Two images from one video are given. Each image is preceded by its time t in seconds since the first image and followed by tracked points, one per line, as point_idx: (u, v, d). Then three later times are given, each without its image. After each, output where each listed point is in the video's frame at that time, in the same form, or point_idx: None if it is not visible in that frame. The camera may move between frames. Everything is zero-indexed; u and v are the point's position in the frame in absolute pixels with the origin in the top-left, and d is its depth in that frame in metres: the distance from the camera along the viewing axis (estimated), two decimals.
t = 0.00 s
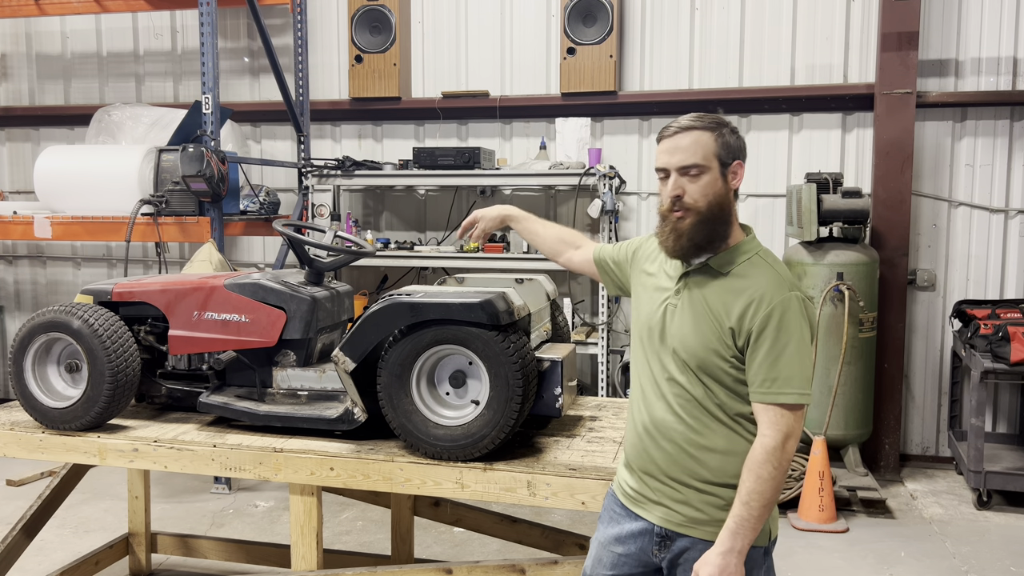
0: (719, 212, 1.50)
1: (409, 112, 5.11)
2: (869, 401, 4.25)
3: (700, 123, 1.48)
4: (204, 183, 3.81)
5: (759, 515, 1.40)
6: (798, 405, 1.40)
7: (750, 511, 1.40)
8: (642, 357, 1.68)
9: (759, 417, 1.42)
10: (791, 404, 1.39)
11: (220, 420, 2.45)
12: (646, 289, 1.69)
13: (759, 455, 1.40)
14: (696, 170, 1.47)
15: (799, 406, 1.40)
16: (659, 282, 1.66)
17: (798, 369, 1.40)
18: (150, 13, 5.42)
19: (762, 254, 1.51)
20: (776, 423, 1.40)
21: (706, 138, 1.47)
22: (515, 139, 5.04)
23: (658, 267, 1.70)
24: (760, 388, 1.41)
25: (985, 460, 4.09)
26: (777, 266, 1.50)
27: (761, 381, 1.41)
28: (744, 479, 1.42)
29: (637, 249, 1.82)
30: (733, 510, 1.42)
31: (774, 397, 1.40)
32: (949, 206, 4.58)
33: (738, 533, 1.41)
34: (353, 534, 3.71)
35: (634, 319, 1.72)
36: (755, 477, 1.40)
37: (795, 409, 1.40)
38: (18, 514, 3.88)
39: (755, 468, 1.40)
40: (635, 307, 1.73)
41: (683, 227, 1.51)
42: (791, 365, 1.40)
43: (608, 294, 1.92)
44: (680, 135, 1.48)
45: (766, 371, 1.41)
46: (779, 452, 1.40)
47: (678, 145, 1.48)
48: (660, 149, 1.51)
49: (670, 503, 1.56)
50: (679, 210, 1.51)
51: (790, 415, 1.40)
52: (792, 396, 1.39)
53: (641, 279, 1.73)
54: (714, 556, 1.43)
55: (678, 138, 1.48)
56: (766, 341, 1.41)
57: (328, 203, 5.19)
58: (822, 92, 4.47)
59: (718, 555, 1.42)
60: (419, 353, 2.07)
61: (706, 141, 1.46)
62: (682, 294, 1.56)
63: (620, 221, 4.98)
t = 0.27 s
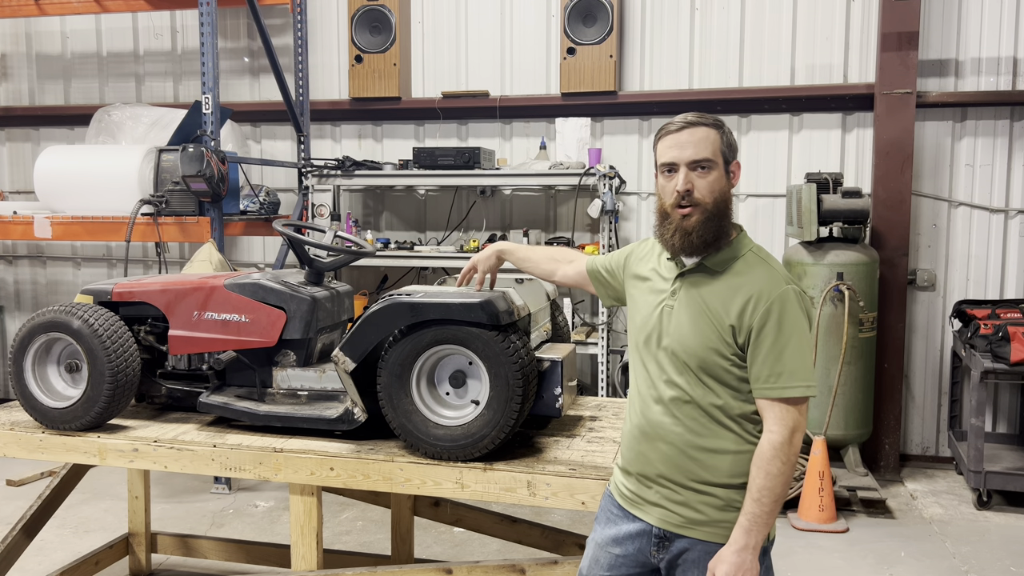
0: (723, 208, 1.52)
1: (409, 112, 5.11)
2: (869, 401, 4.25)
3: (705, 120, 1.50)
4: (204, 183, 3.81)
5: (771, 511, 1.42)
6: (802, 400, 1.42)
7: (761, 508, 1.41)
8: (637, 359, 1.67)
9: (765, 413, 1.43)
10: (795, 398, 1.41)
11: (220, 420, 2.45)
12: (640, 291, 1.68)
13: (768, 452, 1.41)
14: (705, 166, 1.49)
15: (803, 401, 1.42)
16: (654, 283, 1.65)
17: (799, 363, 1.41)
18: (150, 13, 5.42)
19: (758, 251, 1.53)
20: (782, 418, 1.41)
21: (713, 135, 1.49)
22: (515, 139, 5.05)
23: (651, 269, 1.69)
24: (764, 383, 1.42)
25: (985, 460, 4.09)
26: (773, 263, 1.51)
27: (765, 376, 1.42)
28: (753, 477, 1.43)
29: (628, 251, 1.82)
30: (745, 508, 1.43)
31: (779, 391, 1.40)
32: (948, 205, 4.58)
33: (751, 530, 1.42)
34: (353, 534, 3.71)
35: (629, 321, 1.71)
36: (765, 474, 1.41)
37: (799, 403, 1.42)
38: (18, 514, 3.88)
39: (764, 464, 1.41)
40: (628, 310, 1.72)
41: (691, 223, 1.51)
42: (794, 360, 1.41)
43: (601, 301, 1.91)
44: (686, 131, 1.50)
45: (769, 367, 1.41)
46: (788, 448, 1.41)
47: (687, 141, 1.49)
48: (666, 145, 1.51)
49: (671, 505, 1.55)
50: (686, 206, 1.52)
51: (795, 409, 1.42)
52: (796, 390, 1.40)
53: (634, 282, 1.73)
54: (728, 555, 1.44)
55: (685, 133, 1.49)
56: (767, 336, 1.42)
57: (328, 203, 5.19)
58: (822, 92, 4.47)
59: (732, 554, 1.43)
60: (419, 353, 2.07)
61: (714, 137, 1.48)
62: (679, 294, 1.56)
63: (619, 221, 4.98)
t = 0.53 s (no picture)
0: (716, 207, 1.52)
1: (409, 112, 5.11)
2: (869, 401, 4.25)
3: (695, 121, 1.51)
4: (204, 183, 3.81)
5: (771, 509, 1.41)
6: (799, 397, 1.41)
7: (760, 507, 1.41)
8: (638, 361, 1.68)
9: (762, 411, 1.42)
10: (791, 394, 1.40)
11: (220, 420, 2.45)
12: (638, 293, 1.69)
13: (764, 450, 1.40)
14: (697, 165, 1.49)
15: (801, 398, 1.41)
16: (651, 286, 1.66)
17: (795, 360, 1.40)
18: (150, 13, 5.42)
19: (751, 249, 1.52)
20: (779, 416, 1.40)
21: (704, 134, 1.49)
22: (515, 139, 5.05)
23: (648, 271, 1.70)
24: (759, 381, 1.41)
25: (985, 460, 4.09)
26: (766, 260, 1.51)
27: (759, 374, 1.41)
28: (751, 475, 1.42)
29: (626, 254, 1.82)
30: (744, 507, 1.43)
31: (774, 389, 1.40)
32: (949, 205, 4.58)
33: (751, 529, 1.41)
34: (353, 534, 3.71)
35: (629, 324, 1.72)
36: (762, 471, 1.40)
37: (795, 400, 1.41)
38: (18, 514, 3.88)
39: (762, 462, 1.41)
40: (627, 312, 1.72)
41: (685, 221, 1.51)
42: (789, 357, 1.40)
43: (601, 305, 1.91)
44: (677, 131, 1.50)
45: (764, 365, 1.41)
46: (786, 446, 1.40)
47: (679, 140, 1.49)
48: (658, 145, 1.51)
49: (675, 505, 1.55)
50: (679, 205, 1.52)
51: (791, 406, 1.41)
52: (791, 387, 1.39)
53: (632, 284, 1.73)
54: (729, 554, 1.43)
55: (677, 133, 1.49)
56: (761, 334, 1.42)
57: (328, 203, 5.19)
58: (822, 92, 4.47)
59: (732, 553, 1.43)
60: (418, 353, 2.07)
61: (706, 137, 1.49)
62: (675, 295, 1.56)
63: (619, 221, 4.98)
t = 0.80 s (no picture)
0: (712, 209, 1.52)
1: (409, 112, 5.11)
2: (869, 401, 4.25)
3: (695, 122, 1.51)
4: (204, 183, 3.81)
5: (766, 510, 1.41)
6: (793, 397, 1.40)
7: (755, 507, 1.41)
8: (638, 363, 1.68)
9: (756, 411, 1.42)
10: (785, 394, 1.40)
11: (220, 420, 2.45)
12: (635, 295, 1.69)
13: (758, 449, 1.41)
14: (695, 166, 1.49)
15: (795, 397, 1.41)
16: (648, 287, 1.66)
17: (789, 359, 1.40)
18: (150, 13, 5.42)
19: (745, 249, 1.52)
20: (772, 416, 1.40)
21: (703, 136, 1.49)
22: (515, 139, 5.05)
23: (645, 272, 1.70)
24: (753, 381, 1.41)
25: (985, 460, 4.09)
26: (760, 260, 1.50)
27: (754, 373, 1.41)
28: (746, 475, 1.42)
29: (625, 255, 1.82)
30: (739, 507, 1.43)
31: (768, 389, 1.40)
32: (948, 205, 4.58)
33: (746, 529, 1.41)
34: (353, 534, 3.71)
35: (628, 325, 1.72)
36: (756, 471, 1.40)
37: (790, 399, 1.41)
38: (18, 514, 3.88)
39: (756, 462, 1.41)
40: (626, 314, 1.73)
41: (680, 222, 1.51)
42: (783, 357, 1.40)
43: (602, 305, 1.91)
44: (677, 132, 1.50)
45: (758, 365, 1.41)
46: (780, 446, 1.40)
47: (677, 141, 1.49)
48: (657, 144, 1.51)
49: (676, 507, 1.56)
50: (675, 206, 1.52)
51: (786, 406, 1.40)
52: (785, 387, 1.39)
53: (631, 286, 1.74)
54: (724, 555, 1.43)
55: (676, 134, 1.49)
56: (754, 333, 1.42)
57: (328, 203, 5.19)
58: (822, 92, 4.47)
59: (727, 553, 1.43)
60: (418, 353, 2.07)
61: (705, 139, 1.49)
62: (671, 296, 1.56)
63: (619, 221, 4.99)
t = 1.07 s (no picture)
0: (710, 210, 1.52)
1: (409, 112, 5.11)
2: (869, 401, 4.25)
3: (690, 123, 1.51)
4: (204, 183, 3.81)
5: (771, 509, 1.41)
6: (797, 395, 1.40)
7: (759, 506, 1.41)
8: (644, 363, 1.68)
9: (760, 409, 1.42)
10: (789, 391, 1.39)
11: (220, 421, 2.45)
12: (639, 295, 1.69)
13: (761, 448, 1.41)
14: (691, 167, 1.49)
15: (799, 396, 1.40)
16: (651, 288, 1.66)
17: (792, 357, 1.40)
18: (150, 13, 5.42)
19: (748, 248, 1.52)
20: (776, 415, 1.40)
21: (698, 137, 1.49)
22: (515, 139, 5.05)
23: (649, 272, 1.70)
24: (757, 379, 1.41)
25: (985, 460, 4.09)
26: (763, 259, 1.50)
27: (757, 372, 1.41)
28: (750, 473, 1.42)
29: (628, 255, 1.82)
30: (743, 505, 1.43)
31: (771, 387, 1.40)
32: (949, 206, 4.58)
33: (750, 528, 1.41)
34: (353, 534, 3.71)
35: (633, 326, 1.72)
36: (760, 470, 1.40)
37: (794, 397, 1.40)
38: (18, 514, 3.88)
39: (760, 461, 1.41)
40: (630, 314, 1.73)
41: (678, 224, 1.51)
42: (786, 355, 1.40)
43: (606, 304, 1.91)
44: (672, 134, 1.49)
45: (761, 363, 1.41)
46: (784, 445, 1.40)
47: (673, 143, 1.49)
48: (653, 147, 1.51)
49: (682, 507, 1.56)
50: (673, 208, 1.52)
51: (790, 403, 1.40)
52: (788, 385, 1.39)
53: (635, 286, 1.74)
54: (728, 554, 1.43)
55: (671, 136, 1.49)
56: (757, 332, 1.41)
57: (328, 203, 5.19)
58: (822, 92, 4.47)
59: (730, 551, 1.43)
60: (418, 353, 2.07)
61: (699, 139, 1.49)
62: (674, 296, 1.56)
63: (619, 222, 4.99)
